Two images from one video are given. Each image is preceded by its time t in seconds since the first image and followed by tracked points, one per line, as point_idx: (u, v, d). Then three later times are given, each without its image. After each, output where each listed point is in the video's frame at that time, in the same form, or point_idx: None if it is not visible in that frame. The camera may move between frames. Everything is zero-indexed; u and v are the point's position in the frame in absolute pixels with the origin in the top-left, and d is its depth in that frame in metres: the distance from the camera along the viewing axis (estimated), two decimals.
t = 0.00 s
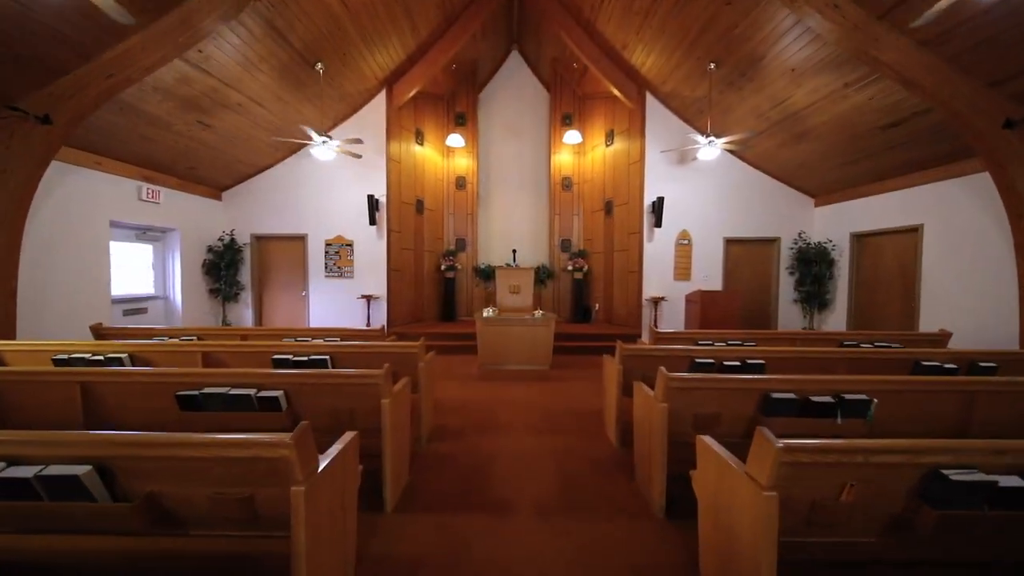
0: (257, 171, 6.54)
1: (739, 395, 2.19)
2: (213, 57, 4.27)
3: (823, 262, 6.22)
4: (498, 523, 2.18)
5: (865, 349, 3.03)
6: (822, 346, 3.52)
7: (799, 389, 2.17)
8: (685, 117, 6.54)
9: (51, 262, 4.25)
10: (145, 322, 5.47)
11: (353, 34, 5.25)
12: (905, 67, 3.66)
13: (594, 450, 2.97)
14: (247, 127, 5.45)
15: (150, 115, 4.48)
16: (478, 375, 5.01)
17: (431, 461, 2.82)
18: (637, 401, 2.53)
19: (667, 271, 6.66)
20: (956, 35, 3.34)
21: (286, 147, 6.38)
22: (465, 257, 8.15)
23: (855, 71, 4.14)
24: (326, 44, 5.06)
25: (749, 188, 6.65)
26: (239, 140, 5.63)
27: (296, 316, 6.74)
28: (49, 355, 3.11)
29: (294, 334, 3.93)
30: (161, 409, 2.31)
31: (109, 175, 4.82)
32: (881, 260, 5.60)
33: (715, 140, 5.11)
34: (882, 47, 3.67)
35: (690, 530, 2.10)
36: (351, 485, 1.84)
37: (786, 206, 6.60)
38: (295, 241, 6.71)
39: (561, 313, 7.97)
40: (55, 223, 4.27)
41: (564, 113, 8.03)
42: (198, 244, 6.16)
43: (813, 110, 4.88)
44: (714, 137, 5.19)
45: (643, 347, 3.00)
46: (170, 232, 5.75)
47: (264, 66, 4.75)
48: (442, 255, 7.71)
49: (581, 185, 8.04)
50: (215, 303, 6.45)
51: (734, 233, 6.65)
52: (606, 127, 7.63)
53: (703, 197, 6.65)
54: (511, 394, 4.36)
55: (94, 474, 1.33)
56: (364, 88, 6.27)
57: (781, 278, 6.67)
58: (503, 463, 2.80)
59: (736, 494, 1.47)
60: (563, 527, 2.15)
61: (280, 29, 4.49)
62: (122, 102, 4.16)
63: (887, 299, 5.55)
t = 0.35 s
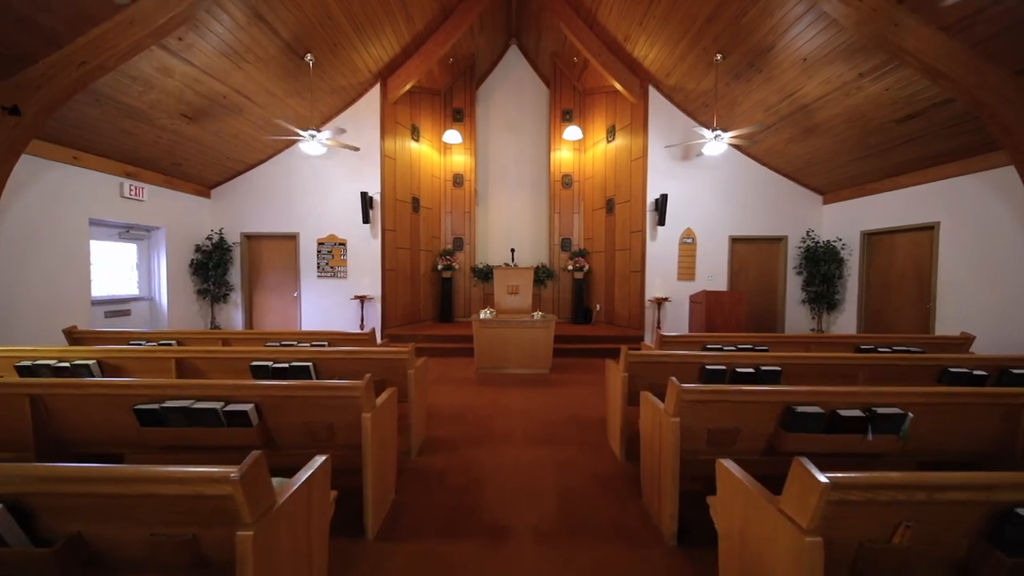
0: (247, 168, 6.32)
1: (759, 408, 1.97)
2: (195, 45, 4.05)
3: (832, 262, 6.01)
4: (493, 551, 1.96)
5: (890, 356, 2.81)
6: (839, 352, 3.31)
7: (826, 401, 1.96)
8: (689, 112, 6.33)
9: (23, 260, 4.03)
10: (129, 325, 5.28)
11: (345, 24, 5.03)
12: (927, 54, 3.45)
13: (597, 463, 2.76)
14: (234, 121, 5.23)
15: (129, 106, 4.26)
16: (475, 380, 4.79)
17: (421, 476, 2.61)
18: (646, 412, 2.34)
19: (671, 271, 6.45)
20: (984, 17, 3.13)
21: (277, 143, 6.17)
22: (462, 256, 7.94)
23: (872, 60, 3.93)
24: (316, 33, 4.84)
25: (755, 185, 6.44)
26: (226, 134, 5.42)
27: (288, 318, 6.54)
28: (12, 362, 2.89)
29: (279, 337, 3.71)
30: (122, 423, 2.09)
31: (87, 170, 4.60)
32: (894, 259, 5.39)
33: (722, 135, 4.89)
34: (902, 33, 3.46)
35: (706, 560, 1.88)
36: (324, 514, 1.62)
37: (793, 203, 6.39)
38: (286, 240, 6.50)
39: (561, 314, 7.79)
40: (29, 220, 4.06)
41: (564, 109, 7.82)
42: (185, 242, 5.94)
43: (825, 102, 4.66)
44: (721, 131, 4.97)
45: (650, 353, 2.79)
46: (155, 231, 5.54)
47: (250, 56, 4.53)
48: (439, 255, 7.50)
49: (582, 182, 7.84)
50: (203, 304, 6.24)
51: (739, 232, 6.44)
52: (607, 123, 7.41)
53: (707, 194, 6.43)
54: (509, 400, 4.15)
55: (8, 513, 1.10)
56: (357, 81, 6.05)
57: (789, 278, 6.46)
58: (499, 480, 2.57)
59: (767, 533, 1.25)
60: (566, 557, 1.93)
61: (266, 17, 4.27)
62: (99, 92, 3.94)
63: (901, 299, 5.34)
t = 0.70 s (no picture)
0: (235, 164, 6.10)
1: (784, 427, 1.76)
2: (174, 34, 3.83)
3: (843, 262, 5.79)
4: None
5: (917, 363, 2.59)
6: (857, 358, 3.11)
7: (860, 419, 1.74)
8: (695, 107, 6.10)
9: None
10: (112, 328, 5.06)
11: (335, 13, 4.80)
12: (953, 40, 3.23)
13: (601, 481, 2.54)
14: (221, 116, 5.01)
15: (106, 99, 4.04)
16: (471, 385, 4.58)
17: (409, 496, 2.39)
18: (654, 426, 2.13)
19: (675, 271, 6.23)
20: None
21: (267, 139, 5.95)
22: (459, 256, 7.73)
23: (892, 47, 3.71)
24: (304, 24, 4.62)
25: (763, 182, 6.20)
26: (212, 130, 5.20)
27: (279, 320, 6.32)
28: None
29: (261, 343, 3.48)
30: (69, 444, 1.87)
31: (63, 166, 4.37)
32: (909, 260, 5.17)
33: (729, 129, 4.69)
34: (926, 18, 3.24)
35: None
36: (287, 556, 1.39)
37: (801, 201, 6.17)
38: (277, 239, 6.27)
39: (562, 316, 7.59)
40: None
41: (564, 105, 7.61)
42: (170, 242, 5.72)
43: (839, 92, 4.43)
44: (728, 125, 4.75)
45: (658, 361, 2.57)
46: (140, 230, 5.34)
47: (234, 46, 4.31)
48: (436, 255, 7.28)
49: (582, 180, 7.62)
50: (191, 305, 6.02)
51: (746, 230, 6.21)
52: (609, 119, 7.18)
53: (713, 191, 6.21)
54: (506, 407, 3.93)
55: None
56: (349, 74, 5.82)
57: (797, 278, 6.23)
58: (493, 501, 2.36)
59: None
60: None
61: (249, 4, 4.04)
62: (71, 83, 3.72)
63: (915, 301, 5.12)
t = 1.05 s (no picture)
0: (225, 158, 5.88)
1: (821, 445, 1.54)
2: (152, 17, 3.60)
3: (855, 260, 5.57)
4: None
5: (954, 370, 2.37)
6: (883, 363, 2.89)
7: (908, 436, 1.53)
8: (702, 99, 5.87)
9: None
10: (93, 328, 4.85)
11: None
12: (983, 21, 3.02)
13: (608, 497, 2.32)
14: (207, 107, 4.80)
15: (81, 86, 3.82)
16: (468, 389, 4.37)
17: (398, 516, 2.16)
18: (670, 438, 1.90)
19: (681, 270, 6.01)
20: None
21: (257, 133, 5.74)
22: (458, 254, 7.51)
23: (916, 31, 3.48)
24: (294, 9, 4.40)
25: (772, 177, 5.98)
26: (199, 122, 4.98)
27: (270, 320, 6.10)
28: None
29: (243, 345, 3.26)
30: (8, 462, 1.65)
31: (38, 158, 4.16)
32: (926, 258, 4.95)
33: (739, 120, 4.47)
34: None
35: None
36: None
37: (812, 197, 5.96)
38: (268, 235, 6.05)
39: (563, 316, 7.37)
40: None
41: (566, 99, 7.38)
42: (156, 239, 5.49)
43: (856, 81, 4.21)
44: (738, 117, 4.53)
45: (671, 366, 2.35)
46: (124, 226, 5.12)
47: (219, 32, 4.08)
48: (433, 253, 7.06)
49: (584, 176, 7.40)
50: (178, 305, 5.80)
51: (755, 227, 5.99)
52: (612, 113, 6.95)
53: (721, 187, 5.98)
54: (506, 413, 3.71)
55: None
56: (343, 64, 5.60)
57: (807, 277, 6.01)
58: (490, 521, 2.14)
59: None
60: None
61: None
62: (42, 68, 3.49)
63: (933, 301, 4.90)
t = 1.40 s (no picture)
0: (215, 154, 5.66)
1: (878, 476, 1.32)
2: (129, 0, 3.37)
3: (870, 259, 5.35)
4: None
5: (1002, 381, 2.15)
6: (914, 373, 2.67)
7: (979, 465, 1.31)
8: (710, 92, 5.64)
9: None
10: (74, 331, 4.64)
11: None
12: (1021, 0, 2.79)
13: (621, 522, 2.10)
14: (192, 98, 4.57)
15: (54, 74, 3.60)
16: (467, 395, 4.15)
17: (387, 545, 1.94)
18: (690, 462, 1.69)
19: (688, 269, 5.79)
20: None
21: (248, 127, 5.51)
22: (457, 254, 7.29)
23: (945, 14, 3.26)
24: None
25: (784, 173, 5.74)
26: (185, 116, 4.76)
27: (262, 322, 5.88)
28: None
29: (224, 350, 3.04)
30: None
31: (12, 151, 3.93)
32: (948, 257, 4.72)
33: (751, 112, 4.24)
34: None
35: None
36: None
37: (825, 194, 5.74)
38: (259, 234, 5.83)
39: (566, 317, 7.14)
40: None
41: (569, 93, 7.16)
42: (141, 237, 5.27)
43: (877, 70, 3.98)
44: (750, 108, 4.30)
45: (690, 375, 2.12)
46: (106, 223, 4.90)
47: (202, 18, 3.86)
48: (431, 251, 6.84)
49: (587, 173, 7.18)
50: (166, 306, 5.57)
51: (766, 225, 5.76)
52: (616, 107, 6.72)
53: (730, 183, 5.75)
54: (506, 422, 3.49)
55: None
56: (336, 55, 5.37)
57: (820, 276, 5.78)
58: (490, 551, 1.92)
59: None
60: None
61: None
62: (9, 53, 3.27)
63: (954, 302, 4.67)
